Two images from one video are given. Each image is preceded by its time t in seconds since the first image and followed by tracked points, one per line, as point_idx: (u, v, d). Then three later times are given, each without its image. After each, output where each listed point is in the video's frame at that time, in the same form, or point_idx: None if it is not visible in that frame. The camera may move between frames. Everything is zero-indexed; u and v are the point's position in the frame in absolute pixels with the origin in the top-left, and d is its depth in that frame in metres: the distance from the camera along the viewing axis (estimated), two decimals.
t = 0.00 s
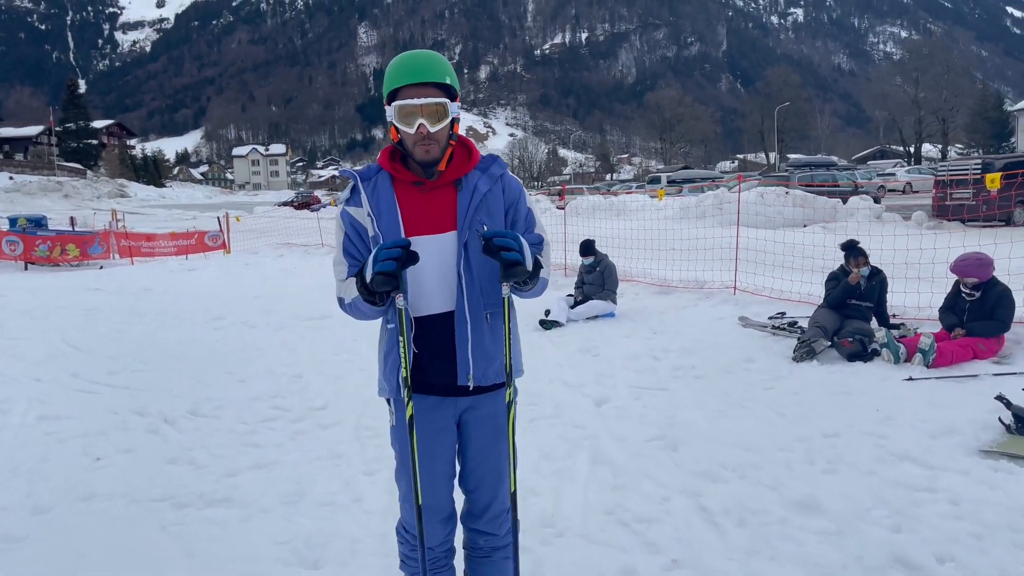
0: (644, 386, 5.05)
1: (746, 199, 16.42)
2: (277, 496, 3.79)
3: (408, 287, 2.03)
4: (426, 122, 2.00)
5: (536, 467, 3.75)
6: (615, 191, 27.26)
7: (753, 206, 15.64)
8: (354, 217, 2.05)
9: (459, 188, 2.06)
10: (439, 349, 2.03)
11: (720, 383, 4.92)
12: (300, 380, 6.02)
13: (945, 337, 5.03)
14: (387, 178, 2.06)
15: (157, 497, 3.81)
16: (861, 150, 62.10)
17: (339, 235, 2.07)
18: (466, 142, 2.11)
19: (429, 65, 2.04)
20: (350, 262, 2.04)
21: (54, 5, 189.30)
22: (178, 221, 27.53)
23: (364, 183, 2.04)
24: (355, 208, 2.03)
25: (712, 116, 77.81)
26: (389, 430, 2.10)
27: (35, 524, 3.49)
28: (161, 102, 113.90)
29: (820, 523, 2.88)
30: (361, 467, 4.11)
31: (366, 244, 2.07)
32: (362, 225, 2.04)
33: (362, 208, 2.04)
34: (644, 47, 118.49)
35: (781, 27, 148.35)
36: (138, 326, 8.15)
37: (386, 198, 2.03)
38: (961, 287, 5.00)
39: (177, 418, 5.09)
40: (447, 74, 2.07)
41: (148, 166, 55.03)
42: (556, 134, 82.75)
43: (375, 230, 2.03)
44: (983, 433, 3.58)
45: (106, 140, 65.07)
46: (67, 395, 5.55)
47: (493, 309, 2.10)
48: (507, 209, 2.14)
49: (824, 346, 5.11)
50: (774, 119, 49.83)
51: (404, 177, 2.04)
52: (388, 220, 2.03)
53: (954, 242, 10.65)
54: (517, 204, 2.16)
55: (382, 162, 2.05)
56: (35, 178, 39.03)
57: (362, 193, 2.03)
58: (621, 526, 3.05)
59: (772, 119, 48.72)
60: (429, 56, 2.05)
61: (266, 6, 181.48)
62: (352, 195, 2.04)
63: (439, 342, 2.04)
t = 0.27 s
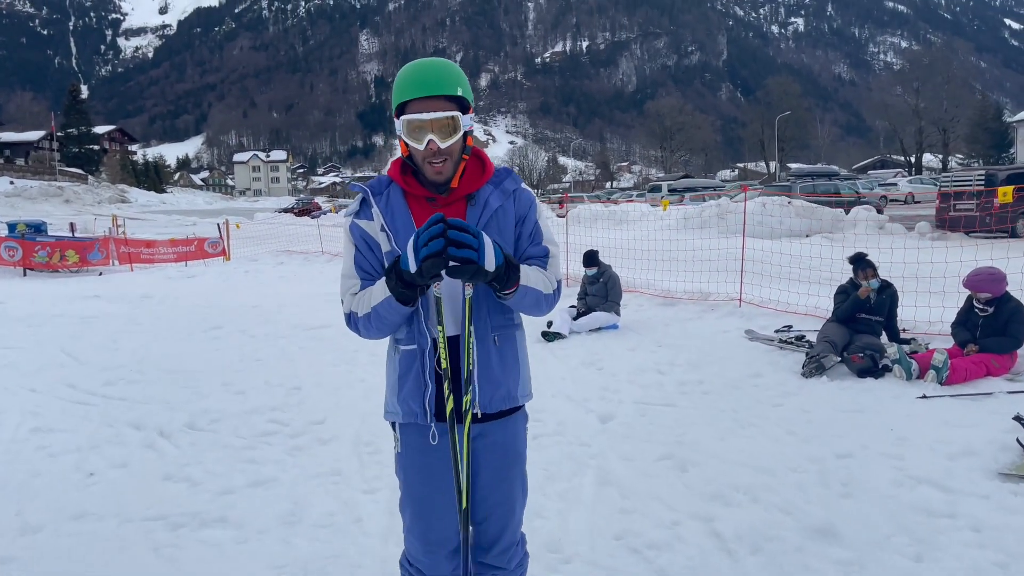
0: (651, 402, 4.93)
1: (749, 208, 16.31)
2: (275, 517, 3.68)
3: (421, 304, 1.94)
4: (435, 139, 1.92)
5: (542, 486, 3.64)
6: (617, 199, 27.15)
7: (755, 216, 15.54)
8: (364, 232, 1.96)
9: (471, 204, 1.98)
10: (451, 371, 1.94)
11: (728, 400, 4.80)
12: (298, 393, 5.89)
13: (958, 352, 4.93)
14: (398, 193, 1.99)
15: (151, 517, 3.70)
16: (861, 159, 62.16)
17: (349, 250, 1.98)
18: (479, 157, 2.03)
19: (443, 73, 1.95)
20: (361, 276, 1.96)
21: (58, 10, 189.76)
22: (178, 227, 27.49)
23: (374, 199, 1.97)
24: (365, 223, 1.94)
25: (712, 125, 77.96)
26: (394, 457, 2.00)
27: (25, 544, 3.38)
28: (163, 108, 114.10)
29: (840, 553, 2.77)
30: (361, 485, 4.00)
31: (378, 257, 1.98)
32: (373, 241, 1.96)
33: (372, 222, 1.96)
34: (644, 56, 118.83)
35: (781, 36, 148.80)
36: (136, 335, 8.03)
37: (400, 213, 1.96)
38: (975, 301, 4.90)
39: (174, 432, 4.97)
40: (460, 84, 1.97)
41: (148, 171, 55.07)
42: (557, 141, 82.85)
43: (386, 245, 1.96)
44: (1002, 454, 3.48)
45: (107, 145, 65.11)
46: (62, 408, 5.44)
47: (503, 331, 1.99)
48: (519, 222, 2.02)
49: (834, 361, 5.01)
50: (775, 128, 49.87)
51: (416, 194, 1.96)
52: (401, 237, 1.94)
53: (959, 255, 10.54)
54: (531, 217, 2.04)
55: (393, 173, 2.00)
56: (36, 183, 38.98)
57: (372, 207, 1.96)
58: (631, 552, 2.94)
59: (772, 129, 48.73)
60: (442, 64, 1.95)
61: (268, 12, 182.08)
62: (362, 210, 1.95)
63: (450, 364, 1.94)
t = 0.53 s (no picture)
0: (657, 416, 4.81)
1: (749, 217, 16.22)
2: (269, 536, 3.54)
3: (425, 319, 1.84)
4: (436, 147, 1.81)
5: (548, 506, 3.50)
6: (616, 208, 27.08)
7: (756, 225, 15.44)
8: (364, 242, 1.85)
9: (474, 213, 1.88)
10: (457, 390, 1.83)
11: (735, 415, 4.69)
12: (294, 404, 5.76)
13: (971, 365, 4.83)
14: (399, 201, 1.89)
15: (139, 535, 3.56)
16: (858, 169, 62.31)
17: (349, 262, 1.87)
18: (484, 161, 1.93)
19: (446, 75, 1.82)
20: (363, 290, 1.86)
21: (56, 17, 189.66)
22: (175, 234, 27.33)
23: (374, 207, 1.86)
24: (364, 232, 1.84)
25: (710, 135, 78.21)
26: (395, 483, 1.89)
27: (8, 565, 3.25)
28: (160, 116, 113.93)
29: None
30: (359, 502, 3.88)
31: (380, 270, 1.87)
32: (372, 253, 1.86)
33: (373, 231, 1.85)
34: (642, 65, 119.18)
35: (778, 47, 149.73)
36: (129, 344, 7.89)
37: (401, 222, 1.86)
38: (985, 314, 4.80)
39: (166, 444, 4.83)
40: (466, 87, 1.85)
41: (145, 178, 54.85)
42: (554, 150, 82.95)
43: (388, 256, 1.85)
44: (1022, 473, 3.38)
45: (104, 152, 64.91)
46: (52, 419, 5.30)
47: (508, 346, 1.87)
48: (525, 228, 1.91)
49: (843, 375, 4.90)
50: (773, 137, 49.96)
51: (418, 204, 1.86)
52: (403, 246, 1.84)
53: (963, 266, 10.47)
54: (538, 224, 1.93)
55: (393, 181, 1.90)
56: (32, 190, 38.79)
57: (372, 215, 1.85)
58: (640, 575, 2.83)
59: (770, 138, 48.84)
60: (445, 64, 1.83)
61: (267, 21, 182.10)
62: (361, 219, 1.85)
63: (455, 382, 1.84)
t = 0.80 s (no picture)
0: (667, 430, 4.70)
1: (751, 227, 16.15)
2: (270, 556, 3.43)
3: (435, 334, 1.75)
4: (443, 160, 1.72)
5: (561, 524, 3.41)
6: (615, 217, 27.07)
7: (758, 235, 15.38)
8: (369, 257, 1.75)
9: (486, 223, 1.78)
10: (472, 418, 1.73)
11: (748, 429, 4.59)
12: (294, 417, 5.64)
13: (986, 380, 4.75)
14: (405, 212, 1.79)
15: (134, 555, 3.45)
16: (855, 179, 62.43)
17: (353, 279, 1.78)
18: (495, 169, 1.82)
19: (455, 77, 1.71)
20: (367, 310, 1.78)
21: (54, 24, 189.53)
22: (173, 242, 27.21)
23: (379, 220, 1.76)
24: (368, 247, 1.74)
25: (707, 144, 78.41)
26: (406, 513, 1.79)
27: None
28: (159, 123, 114.02)
29: None
30: (362, 522, 3.75)
31: (386, 287, 1.78)
32: (378, 270, 1.76)
33: (376, 246, 1.75)
34: (640, 75, 119.45)
35: (775, 58, 150.47)
36: (125, 353, 7.77)
37: (406, 234, 1.76)
38: (1001, 327, 4.72)
39: (163, 459, 4.71)
40: (477, 94, 1.75)
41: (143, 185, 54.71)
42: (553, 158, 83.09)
43: (392, 271, 1.74)
44: None
45: (102, 159, 64.83)
46: (46, 432, 5.18)
47: (526, 364, 1.77)
48: (542, 238, 1.80)
49: (856, 389, 4.80)
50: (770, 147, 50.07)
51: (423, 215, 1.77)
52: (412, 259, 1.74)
53: (969, 277, 10.40)
54: (555, 233, 1.81)
55: (398, 192, 1.81)
56: (29, 196, 38.68)
57: (377, 227, 1.76)
58: None
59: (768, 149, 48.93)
60: (455, 67, 1.72)
61: (265, 30, 182.61)
62: (364, 234, 1.75)
63: (470, 409, 1.74)
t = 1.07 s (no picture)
0: (673, 445, 4.61)
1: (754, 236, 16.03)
2: None
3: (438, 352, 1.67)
4: (445, 172, 1.64)
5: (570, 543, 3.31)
6: (617, 228, 26.94)
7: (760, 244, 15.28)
8: (367, 277, 1.68)
9: (490, 237, 1.70)
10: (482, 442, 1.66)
11: (757, 444, 4.49)
12: (294, 431, 5.55)
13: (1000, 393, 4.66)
14: (405, 227, 1.71)
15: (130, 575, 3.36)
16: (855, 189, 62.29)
17: (351, 299, 1.70)
18: (502, 179, 1.74)
19: (456, 85, 1.64)
20: (366, 332, 1.70)
21: (56, 35, 190.37)
22: (173, 251, 27.13)
23: (376, 238, 1.69)
24: (366, 266, 1.68)
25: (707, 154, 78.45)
26: (412, 542, 1.71)
27: None
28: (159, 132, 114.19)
29: None
30: (363, 540, 3.66)
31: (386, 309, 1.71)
32: (376, 289, 1.69)
33: (375, 265, 1.68)
34: (640, 85, 119.66)
35: (775, 68, 150.67)
36: (122, 364, 7.68)
37: (406, 250, 1.68)
38: (1013, 339, 4.64)
39: (159, 473, 4.61)
40: (480, 101, 1.67)
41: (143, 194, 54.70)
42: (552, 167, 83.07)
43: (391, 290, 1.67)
44: None
45: (101, 167, 64.86)
46: (40, 444, 5.09)
47: (537, 385, 1.69)
48: (553, 252, 1.72)
49: (867, 403, 4.71)
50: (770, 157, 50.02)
51: (426, 229, 1.69)
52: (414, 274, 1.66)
53: (975, 288, 10.30)
54: (566, 246, 1.73)
55: (397, 207, 1.73)
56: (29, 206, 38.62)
57: (375, 245, 1.68)
58: None
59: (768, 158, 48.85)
60: (456, 74, 1.64)
61: (266, 39, 183.12)
62: (362, 252, 1.69)
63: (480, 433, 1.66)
